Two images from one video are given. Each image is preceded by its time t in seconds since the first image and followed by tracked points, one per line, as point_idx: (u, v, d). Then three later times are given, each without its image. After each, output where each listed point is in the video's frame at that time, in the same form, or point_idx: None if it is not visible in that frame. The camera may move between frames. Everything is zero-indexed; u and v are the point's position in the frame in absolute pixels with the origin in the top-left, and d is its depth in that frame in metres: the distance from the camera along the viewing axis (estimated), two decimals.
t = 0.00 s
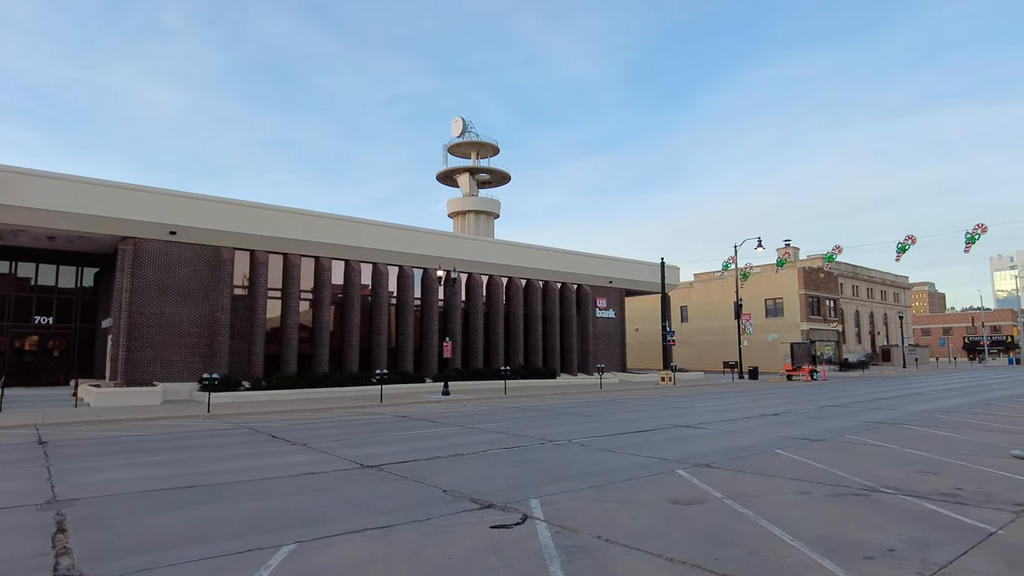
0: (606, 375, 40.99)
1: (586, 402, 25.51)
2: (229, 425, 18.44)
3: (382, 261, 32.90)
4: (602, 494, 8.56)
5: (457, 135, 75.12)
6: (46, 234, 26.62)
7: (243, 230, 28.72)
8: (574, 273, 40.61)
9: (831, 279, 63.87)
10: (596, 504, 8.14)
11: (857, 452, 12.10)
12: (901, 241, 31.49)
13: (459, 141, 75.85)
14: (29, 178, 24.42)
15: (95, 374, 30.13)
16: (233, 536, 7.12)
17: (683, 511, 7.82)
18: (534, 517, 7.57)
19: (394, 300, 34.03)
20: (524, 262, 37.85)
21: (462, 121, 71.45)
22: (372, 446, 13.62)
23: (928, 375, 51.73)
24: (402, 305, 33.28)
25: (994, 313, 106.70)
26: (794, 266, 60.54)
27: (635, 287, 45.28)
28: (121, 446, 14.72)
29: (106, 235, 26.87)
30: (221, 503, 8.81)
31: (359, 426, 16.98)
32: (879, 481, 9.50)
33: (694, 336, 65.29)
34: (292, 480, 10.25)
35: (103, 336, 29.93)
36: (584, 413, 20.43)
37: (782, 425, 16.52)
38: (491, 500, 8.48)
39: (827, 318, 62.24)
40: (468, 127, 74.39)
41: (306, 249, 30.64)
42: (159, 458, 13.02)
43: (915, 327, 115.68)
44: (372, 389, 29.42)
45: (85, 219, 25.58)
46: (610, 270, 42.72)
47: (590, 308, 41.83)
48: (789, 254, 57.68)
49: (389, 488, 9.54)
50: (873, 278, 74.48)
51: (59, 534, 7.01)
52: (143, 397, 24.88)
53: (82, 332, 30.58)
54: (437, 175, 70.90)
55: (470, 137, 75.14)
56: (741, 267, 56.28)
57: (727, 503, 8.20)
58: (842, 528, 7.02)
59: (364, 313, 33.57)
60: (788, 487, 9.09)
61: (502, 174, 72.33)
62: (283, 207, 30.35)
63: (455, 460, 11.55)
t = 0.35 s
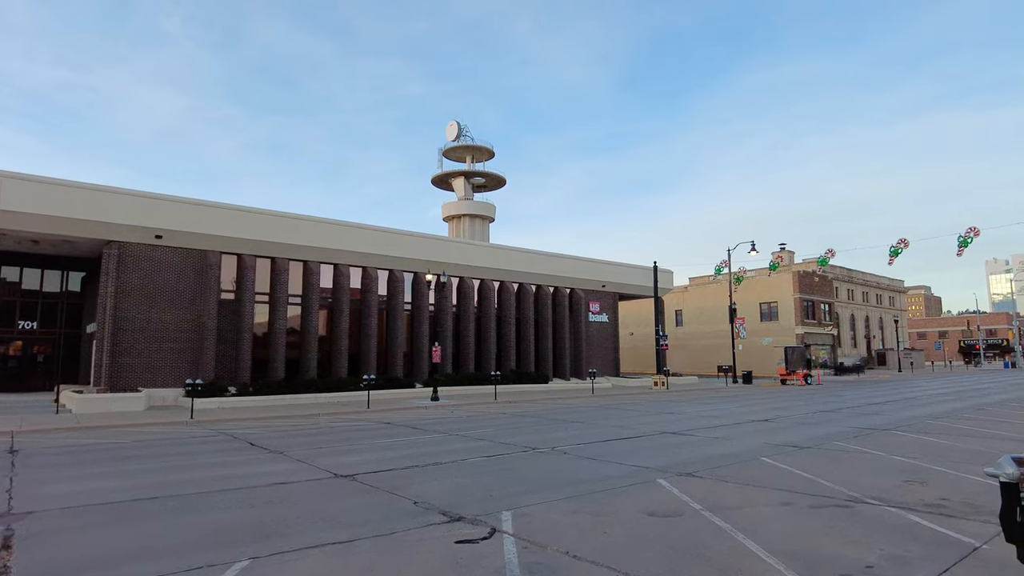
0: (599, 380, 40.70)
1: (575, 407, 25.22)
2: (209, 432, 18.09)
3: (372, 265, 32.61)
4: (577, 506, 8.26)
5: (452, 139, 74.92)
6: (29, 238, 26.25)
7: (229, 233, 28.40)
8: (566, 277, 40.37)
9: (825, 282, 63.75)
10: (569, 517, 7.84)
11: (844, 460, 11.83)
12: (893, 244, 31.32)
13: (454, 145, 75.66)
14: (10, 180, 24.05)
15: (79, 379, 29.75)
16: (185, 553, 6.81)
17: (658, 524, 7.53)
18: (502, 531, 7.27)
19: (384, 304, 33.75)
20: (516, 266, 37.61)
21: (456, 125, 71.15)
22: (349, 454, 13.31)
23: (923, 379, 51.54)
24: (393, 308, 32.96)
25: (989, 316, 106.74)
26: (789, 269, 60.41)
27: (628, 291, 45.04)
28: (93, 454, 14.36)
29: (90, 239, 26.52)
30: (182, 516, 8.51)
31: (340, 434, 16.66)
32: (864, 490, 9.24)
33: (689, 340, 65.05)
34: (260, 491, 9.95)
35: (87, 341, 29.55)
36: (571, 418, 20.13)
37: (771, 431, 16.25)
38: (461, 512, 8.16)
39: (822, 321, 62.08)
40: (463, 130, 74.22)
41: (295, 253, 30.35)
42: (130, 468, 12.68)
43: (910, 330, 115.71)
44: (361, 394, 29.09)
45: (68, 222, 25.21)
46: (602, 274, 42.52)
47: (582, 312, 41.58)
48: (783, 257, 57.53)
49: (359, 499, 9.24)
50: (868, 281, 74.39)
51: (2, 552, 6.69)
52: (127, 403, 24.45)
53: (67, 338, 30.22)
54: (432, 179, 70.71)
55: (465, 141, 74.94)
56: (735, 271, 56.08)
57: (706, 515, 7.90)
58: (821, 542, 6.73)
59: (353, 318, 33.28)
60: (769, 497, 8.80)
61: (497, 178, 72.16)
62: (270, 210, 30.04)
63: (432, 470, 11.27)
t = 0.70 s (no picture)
0: (595, 381, 40.41)
1: (569, 408, 24.93)
2: (195, 433, 17.81)
3: (365, 265, 32.32)
4: (557, 510, 7.97)
5: (450, 140, 74.74)
6: (18, 236, 25.95)
7: (220, 232, 28.11)
8: (562, 277, 40.09)
9: (825, 284, 63.46)
10: (546, 522, 7.54)
11: (836, 462, 11.55)
12: (891, 244, 30.99)
13: (453, 146, 75.47)
14: None
15: (69, 380, 29.48)
16: (142, 559, 6.52)
17: (638, 529, 7.24)
18: (475, 536, 6.98)
19: (378, 305, 33.45)
20: (512, 266, 37.32)
21: (454, 125, 70.88)
22: (332, 456, 13.01)
23: (922, 381, 51.22)
24: (386, 309, 32.65)
25: (990, 318, 106.41)
26: (788, 270, 60.14)
27: (625, 292, 44.77)
28: (73, 455, 14.07)
29: (79, 238, 26.23)
30: (147, 520, 8.21)
31: (327, 435, 16.38)
32: (854, 494, 8.94)
33: (688, 341, 64.76)
34: (234, 493, 9.65)
35: (78, 341, 29.27)
36: (563, 420, 19.83)
37: (765, 433, 15.94)
38: (436, 516, 7.86)
39: (821, 323, 61.79)
40: (462, 132, 74.05)
41: (287, 252, 30.05)
42: (107, 469, 12.39)
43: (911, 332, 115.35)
44: (353, 395, 28.80)
45: (56, 221, 24.88)
46: (599, 275, 42.25)
47: (579, 312, 41.27)
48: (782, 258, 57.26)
49: (332, 502, 8.94)
50: (868, 282, 74.10)
51: None
52: (115, 404, 24.11)
53: (57, 338, 29.92)
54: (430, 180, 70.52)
55: (463, 142, 74.74)
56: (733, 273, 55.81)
57: (689, 520, 7.61)
58: (806, 549, 6.44)
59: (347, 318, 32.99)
60: (757, 501, 8.52)
61: (495, 179, 71.97)
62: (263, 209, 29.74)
63: (413, 472, 10.97)
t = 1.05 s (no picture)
0: (591, 385, 40.05)
1: (563, 412, 24.59)
2: (178, 437, 17.49)
3: (358, 268, 32.04)
4: (532, 523, 7.67)
5: (449, 142, 74.49)
6: (6, 238, 25.67)
7: (210, 234, 27.83)
8: (559, 279, 39.77)
9: (824, 286, 63.11)
10: (521, 536, 7.24)
11: (829, 471, 11.22)
12: (888, 246, 30.68)
13: (451, 148, 75.19)
14: None
15: (58, 383, 29.22)
16: None
17: (615, 543, 6.94)
18: (443, 551, 6.69)
19: (372, 308, 33.15)
20: (508, 269, 37.05)
21: (453, 127, 70.61)
22: (312, 463, 12.70)
23: (922, 385, 50.81)
24: (379, 311, 32.35)
25: (990, 321, 106.03)
26: (786, 272, 59.79)
27: (622, 294, 44.46)
28: (50, 461, 13.76)
29: (68, 240, 25.95)
30: (108, 532, 7.90)
31: (311, 441, 16.07)
32: (845, 505, 8.63)
33: (686, 344, 64.41)
34: (204, 502, 9.35)
35: (67, 344, 28.99)
36: (555, 425, 19.50)
37: (758, 439, 15.63)
38: (407, 529, 7.57)
39: (820, 325, 61.42)
40: (461, 134, 73.78)
41: (277, 254, 29.76)
42: (80, 476, 12.09)
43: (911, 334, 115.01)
44: (344, 399, 28.48)
45: (43, 222, 24.57)
46: (596, 277, 41.96)
47: (575, 315, 40.95)
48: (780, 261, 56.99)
49: (303, 513, 8.64)
50: (868, 285, 73.73)
51: None
52: (103, 408, 23.80)
53: (47, 341, 29.58)
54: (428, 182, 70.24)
55: (462, 144, 74.46)
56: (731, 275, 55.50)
57: (670, 533, 7.30)
58: (789, 566, 6.14)
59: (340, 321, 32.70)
60: (743, 512, 8.21)
61: (494, 181, 71.69)
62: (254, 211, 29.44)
63: (392, 481, 10.68)
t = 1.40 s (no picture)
0: (585, 392, 39.73)
1: (554, 420, 24.28)
2: (159, 445, 17.15)
3: (349, 274, 31.78)
4: (502, 535, 7.39)
5: (445, 149, 74.40)
6: None
7: (199, 240, 27.56)
8: (552, 286, 39.54)
9: (820, 293, 62.90)
10: (488, 548, 6.95)
11: (816, 479, 10.92)
12: (882, 252, 30.44)
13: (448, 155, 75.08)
14: None
15: (44, 391, 28.87)
16: None
17: (586, 555, 6.66)
18: (405, 564, 6.40)
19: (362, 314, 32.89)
20: (501, 275, 36.83)
21: (450, 135, 70.46)
22: (288, 472, 12.40)
23: (919, 392, 50.51)
24: (370, 318, 32.10)
25: (988, 327, 105.85)
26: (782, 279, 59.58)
27: (617, 301, 44.22)
28: (23, 471, 13.43)
29: (54, 246, 25.67)
30: (62, 545, 7.59)
31: (293, 450, 15.76)
32: (829, 516, 8.35)
33: (682, 351, 64.09)
34: (167, 512, 9.05)
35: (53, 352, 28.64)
36: (543, 433, 19.19)
37: (747, 447, 15.35)
38: (370, 541, 7.30)
39: (816, 332, 61.16)
40: (458, 141, 73.73)
41: (266, 260, 29.51)
42: (50, 486, 11.76)
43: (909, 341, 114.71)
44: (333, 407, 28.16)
45: (26, 227, 24.17)
46: (590, 284, 41.72)
47: (569, 322, 40.69)
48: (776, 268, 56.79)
49: (267, 524, 8.35)
50: (865, 292, 73.53)
51: None
52: (87, 416, 23.47)
53: (33, 348, 29.25)
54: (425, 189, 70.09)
55: (459, 151, 74.37)
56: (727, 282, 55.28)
57: (644, 546, 7.00)
58: None
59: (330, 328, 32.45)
60: (723, 523, 7.93)
61: (491, 189, 71.55)
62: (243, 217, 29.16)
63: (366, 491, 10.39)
